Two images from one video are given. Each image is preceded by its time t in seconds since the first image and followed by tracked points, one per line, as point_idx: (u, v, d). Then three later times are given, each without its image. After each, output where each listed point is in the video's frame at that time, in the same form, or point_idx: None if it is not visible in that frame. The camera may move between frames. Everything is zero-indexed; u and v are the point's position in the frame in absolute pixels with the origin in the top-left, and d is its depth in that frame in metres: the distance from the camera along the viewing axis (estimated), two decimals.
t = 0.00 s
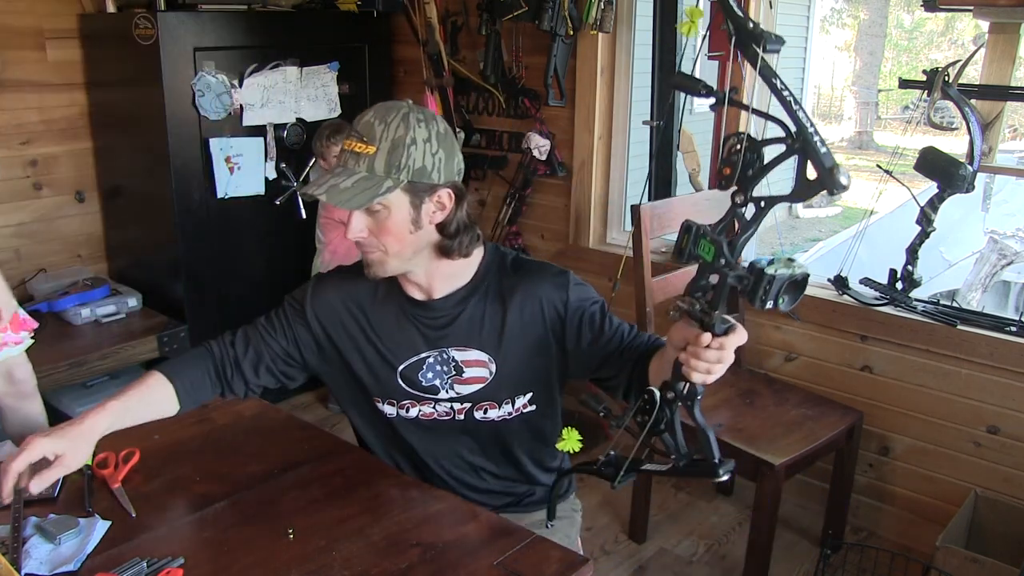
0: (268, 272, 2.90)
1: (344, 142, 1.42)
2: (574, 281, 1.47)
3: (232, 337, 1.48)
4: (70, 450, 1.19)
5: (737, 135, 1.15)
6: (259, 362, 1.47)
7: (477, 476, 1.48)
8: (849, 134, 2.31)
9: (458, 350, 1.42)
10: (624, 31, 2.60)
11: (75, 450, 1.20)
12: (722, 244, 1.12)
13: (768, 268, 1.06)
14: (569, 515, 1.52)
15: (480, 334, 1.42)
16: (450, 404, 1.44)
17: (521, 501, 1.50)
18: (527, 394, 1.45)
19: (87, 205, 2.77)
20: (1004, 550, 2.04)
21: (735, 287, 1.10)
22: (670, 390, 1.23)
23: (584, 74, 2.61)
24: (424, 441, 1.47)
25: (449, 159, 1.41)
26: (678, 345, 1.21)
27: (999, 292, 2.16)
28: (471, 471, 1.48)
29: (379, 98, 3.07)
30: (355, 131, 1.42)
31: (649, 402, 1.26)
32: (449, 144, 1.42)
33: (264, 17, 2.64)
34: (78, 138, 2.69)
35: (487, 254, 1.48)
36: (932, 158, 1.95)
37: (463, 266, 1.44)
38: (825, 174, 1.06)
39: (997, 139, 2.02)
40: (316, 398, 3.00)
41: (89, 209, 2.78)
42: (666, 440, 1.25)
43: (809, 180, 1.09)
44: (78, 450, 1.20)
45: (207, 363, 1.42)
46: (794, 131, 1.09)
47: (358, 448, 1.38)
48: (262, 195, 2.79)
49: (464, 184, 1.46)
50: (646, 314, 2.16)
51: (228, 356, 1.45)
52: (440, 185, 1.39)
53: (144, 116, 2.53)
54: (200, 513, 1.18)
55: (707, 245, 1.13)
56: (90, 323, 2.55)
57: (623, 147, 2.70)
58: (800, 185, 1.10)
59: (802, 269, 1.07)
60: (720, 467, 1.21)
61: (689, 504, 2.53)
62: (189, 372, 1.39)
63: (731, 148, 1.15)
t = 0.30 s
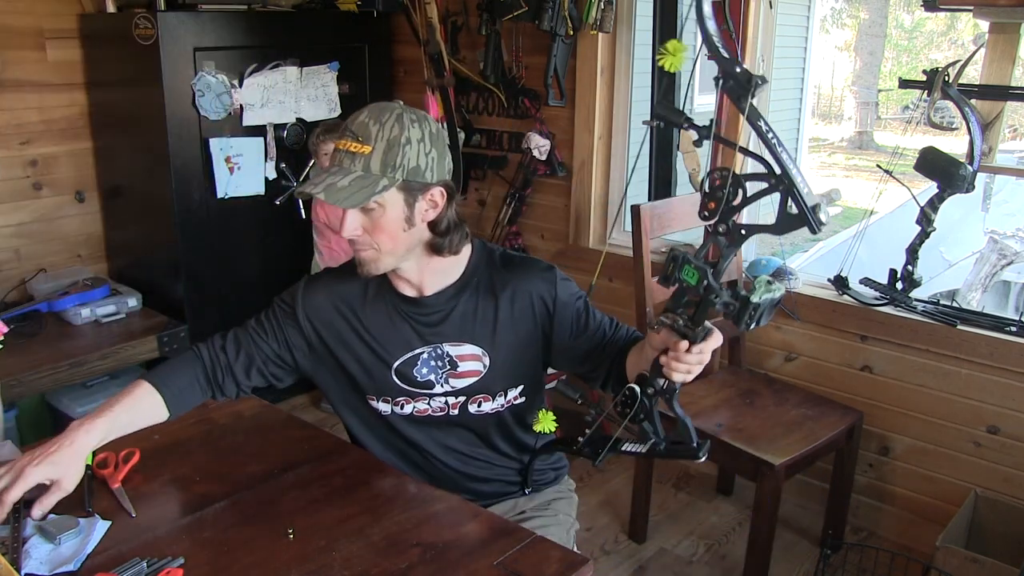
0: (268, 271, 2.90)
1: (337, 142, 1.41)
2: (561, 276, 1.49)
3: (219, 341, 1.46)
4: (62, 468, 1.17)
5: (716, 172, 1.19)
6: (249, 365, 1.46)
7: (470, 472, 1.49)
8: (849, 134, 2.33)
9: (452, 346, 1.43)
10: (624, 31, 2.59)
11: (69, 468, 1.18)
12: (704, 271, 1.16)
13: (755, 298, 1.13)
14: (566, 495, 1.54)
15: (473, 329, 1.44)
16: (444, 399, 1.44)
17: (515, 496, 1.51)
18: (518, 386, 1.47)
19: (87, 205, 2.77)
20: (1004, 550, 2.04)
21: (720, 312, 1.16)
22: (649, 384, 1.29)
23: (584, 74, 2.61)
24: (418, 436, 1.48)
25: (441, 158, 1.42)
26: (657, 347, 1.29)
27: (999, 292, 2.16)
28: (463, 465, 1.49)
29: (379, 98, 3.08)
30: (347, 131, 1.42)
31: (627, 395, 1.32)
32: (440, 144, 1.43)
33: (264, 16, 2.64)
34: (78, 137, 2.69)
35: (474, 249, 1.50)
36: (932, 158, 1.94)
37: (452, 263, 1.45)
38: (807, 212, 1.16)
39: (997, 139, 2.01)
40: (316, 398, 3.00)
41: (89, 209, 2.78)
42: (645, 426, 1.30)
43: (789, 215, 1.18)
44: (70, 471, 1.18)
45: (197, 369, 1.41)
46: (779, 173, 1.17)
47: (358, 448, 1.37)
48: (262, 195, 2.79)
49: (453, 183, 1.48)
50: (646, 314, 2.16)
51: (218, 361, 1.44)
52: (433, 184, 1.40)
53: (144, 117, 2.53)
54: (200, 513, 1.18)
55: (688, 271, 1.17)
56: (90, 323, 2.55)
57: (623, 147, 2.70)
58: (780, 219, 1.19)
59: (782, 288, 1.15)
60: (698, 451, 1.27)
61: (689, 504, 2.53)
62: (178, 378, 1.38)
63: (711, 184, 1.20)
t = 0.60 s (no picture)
0: (268, 272, 2.90)
1: (352, 129, 1.40)
2: (562, 273, 1.50)
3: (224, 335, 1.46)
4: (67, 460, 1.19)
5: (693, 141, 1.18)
6: (252, 359, 1.46)
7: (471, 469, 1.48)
8: (849, 134, 2.34)
9: (454, 338, 1.43)
10: (624, 31, 2.60)
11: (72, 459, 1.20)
12: (690, 242, 1.18)
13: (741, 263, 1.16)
14: (564, 498, 1.54)
15: (474, 322, 1.44)
16: (446, 391, 1.43)
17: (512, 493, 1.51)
18: (518, 380, 1.47)
19: (87, 205, 2.77)
20: (1004, 550, 2.04)
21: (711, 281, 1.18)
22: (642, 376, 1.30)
23: (584, 74, 2.61)
24: (418, 431, 1.46)
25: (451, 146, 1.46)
26: (649, 335, 1.28)
27: (999, 292, 2.16)
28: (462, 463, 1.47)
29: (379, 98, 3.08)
30: (362, 117, 1.41)
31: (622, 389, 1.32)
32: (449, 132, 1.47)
33: (263, 16, 2.64)
34: (78, 137, 2.69)
35: (474, 243, 1.50)
36: (933, 158, 1.95)
37: (455, 254, 1.45)
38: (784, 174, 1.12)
39: (997, 139, 2.02)
40: (315, 398, 2.99)
41: (89, 209, 2.78)
42: (643, 421, 1.31)
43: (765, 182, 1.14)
44: (78, 451, 1.20)
45: (201, 362, 1.41)
46: (754, 139, 1.13)
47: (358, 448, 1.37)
48: (261, 195, 2.79)
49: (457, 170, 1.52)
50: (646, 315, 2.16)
51: (222, 354, 1.43)
52: (448, 171, 1.44)
53: (144, 117, 2.53)
54: (200, 513, 1.18)
55: (676, 243, 1.20)
56: (90, 323, 2.54)
57: (623, 147, 2.71)
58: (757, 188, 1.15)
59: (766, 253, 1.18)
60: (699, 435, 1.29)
61: (689, 504, 2.53)
62: (183, 369, 1.38)
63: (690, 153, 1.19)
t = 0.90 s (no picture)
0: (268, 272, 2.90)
1: (405, 117, 1.44)
2: (564, 278, 1.50)
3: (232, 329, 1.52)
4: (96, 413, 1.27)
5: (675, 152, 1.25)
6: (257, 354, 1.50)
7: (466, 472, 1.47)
8: (849, 134, 2.34)
9: (452, 340, 1.43)
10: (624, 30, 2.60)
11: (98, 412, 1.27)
12: (679, 258, 1.20)
13: (731, 275, 1.18)
14: (563, 501, 1.54)
15: (474, 325, 1.44)
16: (443, 394, 1.43)
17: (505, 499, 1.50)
18: (517, 383, 1.46)
19: (87, 205, 2.77)
20: (1004, 550, 2.04)
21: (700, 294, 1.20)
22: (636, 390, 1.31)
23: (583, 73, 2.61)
24: (414, 432, 1.46)
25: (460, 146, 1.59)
26: (641, 350, 1.29)
27: (999, 292, 2.16)
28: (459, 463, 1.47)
29: (379, 98, 3.08)
30: (407, 104, 1.46)
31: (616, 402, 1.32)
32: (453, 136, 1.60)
33: (263, 16, 2.64)
34: (78, 138, 2.69)
35: (475, 243, 1.50)
36: (933, 158, 1.95)
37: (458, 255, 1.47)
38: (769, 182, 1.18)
39: (997, 139, 2.02)
40: (315, 398, 2.99)
41: (90, 210, 2.78)
42: (639, 434, 1.31)
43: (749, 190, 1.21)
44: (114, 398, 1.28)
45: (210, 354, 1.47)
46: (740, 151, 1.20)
47: (358, 448, 1.37)
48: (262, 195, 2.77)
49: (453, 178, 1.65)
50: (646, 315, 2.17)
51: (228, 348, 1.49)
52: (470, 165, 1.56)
53: (144, 117, 2.53)
54: (200, 513, 1.18)
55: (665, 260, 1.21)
56: (90, 323, 2.55)
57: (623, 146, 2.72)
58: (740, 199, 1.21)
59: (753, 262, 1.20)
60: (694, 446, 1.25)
61: (689, 504, 2.53)
62: (195, 359, 1.44)
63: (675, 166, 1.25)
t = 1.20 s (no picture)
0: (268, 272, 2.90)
1: (430, 110, 1.42)
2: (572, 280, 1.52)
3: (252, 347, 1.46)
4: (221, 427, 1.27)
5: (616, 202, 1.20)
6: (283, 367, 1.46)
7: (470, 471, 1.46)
8: (849, 134, 2.34)
9: (462, 333, 1.44)
10: (624, 30, 2.60)
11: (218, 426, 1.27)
12: (647, 298, 1.20)
13: (701, 292, 1.23)
14: (557, 509, 1.54)
15: (484, 320, 1.45)
16: (451, 388, 1.43)
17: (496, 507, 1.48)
18: (524, 381, 1.47)
19: (87, 205, 2.77)
20: (1004, 550, 2.04)
21: (676, 321, 1.22)
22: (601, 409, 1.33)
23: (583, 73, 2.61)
24: (421, 430, 1.44)
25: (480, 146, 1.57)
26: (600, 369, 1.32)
27: (999, 292, 2.16)
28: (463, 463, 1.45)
29: (379, 98, 3.08)
30: (432, 99, 1.44)
31: (591, 421, 1.32)
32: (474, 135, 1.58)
33: (263, 16, 2.64)
34: (78, 138, 2.69)
35: (488, 240, 1.51)
36: (932, 158, 1.96)
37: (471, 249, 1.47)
38: (720, 198, 1.21)
39: (997, 139, 2.01)
40: (315, 398, 2.99)
41: (90, 209, 2.78)
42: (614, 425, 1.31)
43: (696, 209, 1.23)
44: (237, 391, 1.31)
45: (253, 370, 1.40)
46: (682, 181, 1.20)
47: (358, 448, 1.37)
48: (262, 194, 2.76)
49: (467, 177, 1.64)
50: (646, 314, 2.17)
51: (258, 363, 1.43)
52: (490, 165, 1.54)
53: (144, 117, 2.53)
54: (200, 513, 1.18)
55: (635, 301, 1.20)
56: (90, 323, 2.55)
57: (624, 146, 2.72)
58: (687, 224, 1.23)
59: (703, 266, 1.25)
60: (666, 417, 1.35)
61: (689, 504, 2.53)
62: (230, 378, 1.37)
63: (624, 217, 1.20)
